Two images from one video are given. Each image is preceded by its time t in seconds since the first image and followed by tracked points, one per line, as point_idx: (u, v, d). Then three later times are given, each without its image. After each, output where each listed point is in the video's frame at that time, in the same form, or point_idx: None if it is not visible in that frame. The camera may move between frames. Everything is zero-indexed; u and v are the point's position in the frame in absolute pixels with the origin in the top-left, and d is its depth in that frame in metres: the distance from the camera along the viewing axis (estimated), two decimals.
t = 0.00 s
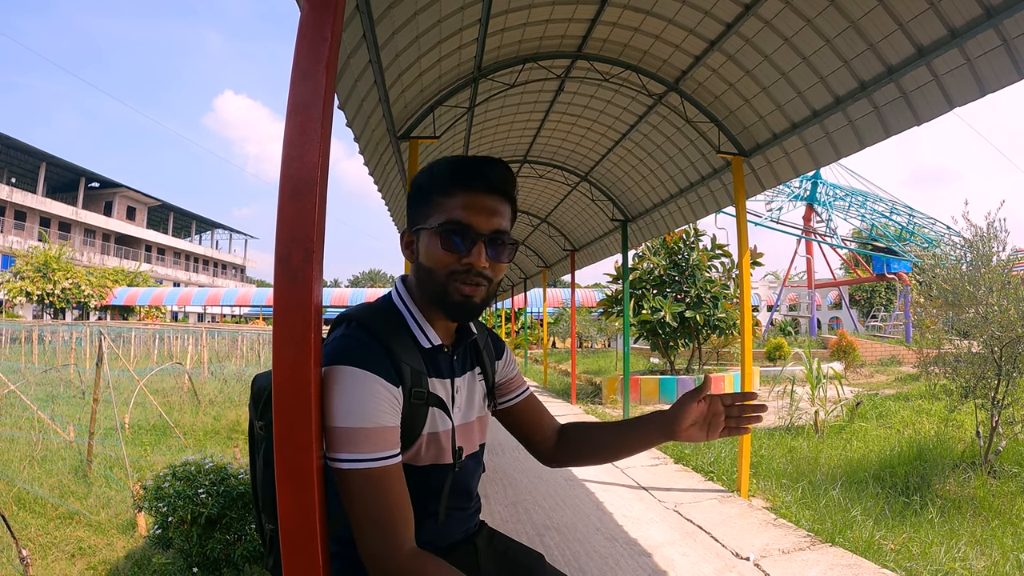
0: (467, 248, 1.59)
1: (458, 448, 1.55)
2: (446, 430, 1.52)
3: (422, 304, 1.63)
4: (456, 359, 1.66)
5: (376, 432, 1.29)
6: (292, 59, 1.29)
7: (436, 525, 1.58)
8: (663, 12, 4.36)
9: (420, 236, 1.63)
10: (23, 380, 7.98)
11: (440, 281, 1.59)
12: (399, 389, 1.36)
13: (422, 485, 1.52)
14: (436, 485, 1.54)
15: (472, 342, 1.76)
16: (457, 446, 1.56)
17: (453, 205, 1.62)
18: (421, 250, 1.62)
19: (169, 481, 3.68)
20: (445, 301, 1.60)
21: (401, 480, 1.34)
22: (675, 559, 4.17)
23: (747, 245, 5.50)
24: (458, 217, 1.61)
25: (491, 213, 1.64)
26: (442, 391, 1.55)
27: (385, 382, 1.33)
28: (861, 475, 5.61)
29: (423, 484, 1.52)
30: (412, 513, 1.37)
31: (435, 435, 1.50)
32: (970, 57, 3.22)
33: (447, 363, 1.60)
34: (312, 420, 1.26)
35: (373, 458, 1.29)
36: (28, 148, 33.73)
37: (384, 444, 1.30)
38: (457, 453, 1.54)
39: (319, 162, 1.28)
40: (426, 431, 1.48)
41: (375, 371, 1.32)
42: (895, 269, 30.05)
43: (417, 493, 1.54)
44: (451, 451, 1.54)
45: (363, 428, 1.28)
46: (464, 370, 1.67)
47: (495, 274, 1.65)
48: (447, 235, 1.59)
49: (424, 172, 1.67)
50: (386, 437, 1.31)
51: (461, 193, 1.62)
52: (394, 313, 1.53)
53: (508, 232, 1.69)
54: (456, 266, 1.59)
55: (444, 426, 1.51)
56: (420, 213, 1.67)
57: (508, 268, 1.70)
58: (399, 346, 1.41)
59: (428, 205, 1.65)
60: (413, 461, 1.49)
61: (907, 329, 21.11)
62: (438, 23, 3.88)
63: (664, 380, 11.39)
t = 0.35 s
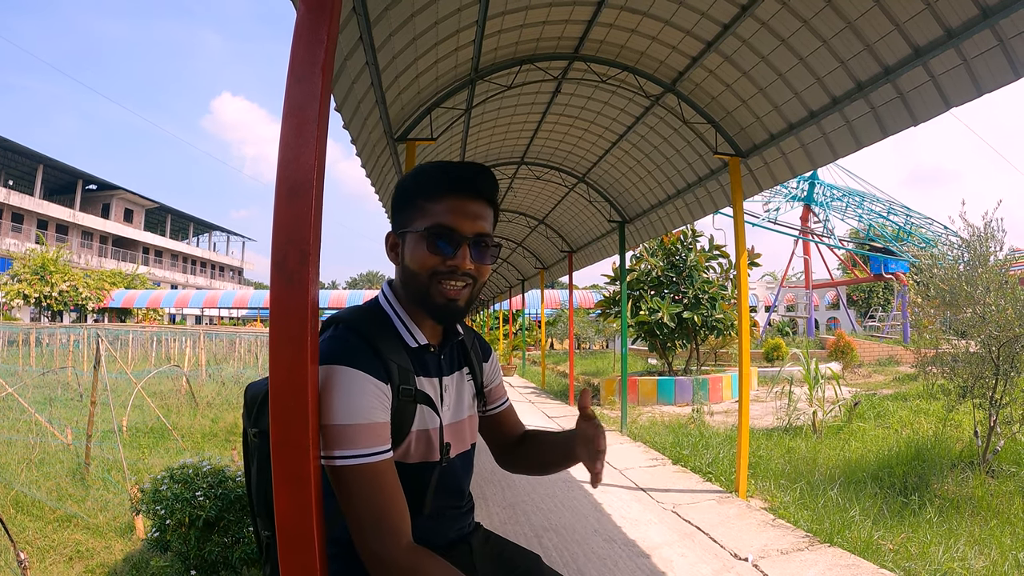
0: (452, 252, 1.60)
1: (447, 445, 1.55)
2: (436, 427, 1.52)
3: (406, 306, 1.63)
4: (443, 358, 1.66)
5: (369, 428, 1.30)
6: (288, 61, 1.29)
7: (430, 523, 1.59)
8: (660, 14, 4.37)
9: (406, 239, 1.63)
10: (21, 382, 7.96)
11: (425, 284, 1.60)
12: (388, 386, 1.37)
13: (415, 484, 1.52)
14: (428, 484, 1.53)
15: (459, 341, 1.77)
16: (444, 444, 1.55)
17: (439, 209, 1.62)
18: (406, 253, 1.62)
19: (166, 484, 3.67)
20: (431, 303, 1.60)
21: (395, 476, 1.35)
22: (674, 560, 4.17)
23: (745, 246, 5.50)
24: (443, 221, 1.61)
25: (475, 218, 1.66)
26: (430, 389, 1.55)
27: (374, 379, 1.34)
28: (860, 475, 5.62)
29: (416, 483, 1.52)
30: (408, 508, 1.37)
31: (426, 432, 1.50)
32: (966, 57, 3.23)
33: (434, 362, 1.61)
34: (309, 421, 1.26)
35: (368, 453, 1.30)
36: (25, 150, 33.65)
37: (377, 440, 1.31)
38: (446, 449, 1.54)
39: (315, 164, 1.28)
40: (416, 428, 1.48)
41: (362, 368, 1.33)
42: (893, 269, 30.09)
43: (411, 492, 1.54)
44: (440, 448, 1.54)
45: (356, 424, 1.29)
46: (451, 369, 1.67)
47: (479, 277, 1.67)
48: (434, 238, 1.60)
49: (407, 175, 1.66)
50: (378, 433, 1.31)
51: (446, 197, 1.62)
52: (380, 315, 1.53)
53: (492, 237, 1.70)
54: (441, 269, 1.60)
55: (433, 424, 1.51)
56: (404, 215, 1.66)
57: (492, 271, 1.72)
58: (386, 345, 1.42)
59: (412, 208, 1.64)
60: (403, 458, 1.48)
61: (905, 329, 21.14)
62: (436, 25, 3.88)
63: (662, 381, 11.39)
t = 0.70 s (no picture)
0: (453, 243, 1.61)
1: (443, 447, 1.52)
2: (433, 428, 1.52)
3: (408, 305, 1.62)
4: (443, 358, 1.66)
5: (371, 431, 1.30)
6: (289, 63, 1.29)
7: (431, 523, 1.59)
8: (660, 15, 4.37)
9: (403, 237, 1.63)
10: (21, 383, 7.97)
11: (427, 278, 1.60)
12: (389, 388, 1.36)
13: (413, 486, 1.52)
14: (426, 485, 1.53)
15: (458, 343, 1.77)
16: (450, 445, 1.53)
17: (436, 205, 1.63)
18: (406, 250, 1.62)
19: (167, 485, 3.67)
20: (435, 297, 1.60)
21: (395, 479, 1.34)
22: (673, 561, 4.17)
23: (745, 246, 5.50)
24: (440, 216, 1.63)
25: (472, 211, 1.67)
26: (431, 390, 1.55)
27: (377, 381, 1.33)
28: (860, 476, 5.62)
29: (414, 484, 1.52)
30: (407, 511, 1.38)
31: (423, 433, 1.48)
32: (966, 58, 3.23)
33: (434, 363, 1.60)
34: (309, 424, 1.26)
35: (369, 456, 1.29)
36: (25, 151, 33.63)
37: (378, 443, 1.31)
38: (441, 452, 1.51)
39: (315, 166, 1.28)
40: (416, 430, 1.46)
41: (364, 370, 1.33)
42: (893, 270, 30.10)
43: (411, 493, 1.54)
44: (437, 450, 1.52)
45: (357, 427, 1.29)
46: (452, 370, 1.67)
47: (480, 269, 1.68)
48: (433, 233, 1.61)
49: (400, 175, 1.67)
50: (380, 436, 1.31)
51: (442, 193, 1.64)
52: (381, 316, 1.53)
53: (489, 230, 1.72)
54: (443, 261, 1.60)
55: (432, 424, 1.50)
56: (400, 216, 1.66)
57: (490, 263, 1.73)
58: (386, 346, 1.41)
59: (408, 207, 1.65)
60: (402, 461, 1.46)
61: (904, 329, 21.12)
62: (435, 26, 3.88)
63: (662, 381, 11.40)
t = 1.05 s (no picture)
0: (455, 241, 1.60)
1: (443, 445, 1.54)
2: (436, 427, 1.52)
3: (411, 302, 1.63)
4: (445, 357, 1.66)
5: (374, 428, 1.30)
6: (293, 61, 1.29)
7: (432, 521, 1.59)
8: (663, 14, 4.36)
9: (407, 235, 1.64)
10: (23, 381, 7.99)
11: (430, 274, 1.60)
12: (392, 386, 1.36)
13: (415, 484, 1.52)
14: (427, 482, 1.54)
15: (460, 342, 1.77)
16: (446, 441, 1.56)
17: (438, 202, 1.63)
18: (409, 246, 1.62)
19: (169, 483, 3.68)
20: (436, 293, 1.60)
21: (397, 477, 1.35)
22: (675, 560, 4.17)
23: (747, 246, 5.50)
24: (443, 213, 1.62)
25: (474, 209, 1.66)
26: (434, 389, 1.55)
27: (380, 379, 1.34)
28: (861, 475, 5.62)
29: (417, 482, 1.52)
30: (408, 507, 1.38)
31: (425, 432, 1.49)
32: (969, 57, 3.22)
33: (436, 362, 1.60)
34: (311, 422, 1.26)
35: (371, 452, 1.29)
36: (27, 150, 33.66)
37: (381, 440, 1.31)
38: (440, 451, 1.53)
39: (318, 164, 1.28)
40: (417, 429, 1.47)
41: (369, 368, 1.33)
42: (895, 270, 30.04)
43: (413, 492, 1.54)
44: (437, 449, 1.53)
45: (359, 425, 1.29)
46: (454, 369, 1.67)
47: (482, 267, 1.67)
48: (434, 230, 1.60)
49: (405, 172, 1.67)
50: (384, 435, 1.31)
51: (444, 190, 1.63)
52: (384, 314, 1.53)
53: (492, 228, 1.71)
54: (445, 259, 1.60)
55: (434, 423, 1.51)
56: (404, 213, 1.67)
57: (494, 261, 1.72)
58: (389, 344, 1.42)
59: (412, 204, 1.65)
60: (403, 458, 1.47)
61: (906, 330, 21.09)
62: (438, 25, 3.88)
63: (664, 381, 11.40)
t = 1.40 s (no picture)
0: (449, 233, 1.60)
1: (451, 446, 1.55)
2: (444, 428, 1.52)
3: (415, 301, 1.64)
4: (453, 356, 1.66)
5: (378, 429, 1.30)
6: (292, 58, 1.29)
7: (435, 523, 1.59)
8: (662, 12, 4.36)
9: (403, 235, 1.64)
10: (23, 381, 7.99)
11: (430, 271, 1.60)
12: (398, 386, 1.37)
13: (420, 487, 1.52)
14: (433, 485, 1.53)
15: (470, 341, 1.78)
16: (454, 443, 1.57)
17: (430, 197, 1.63)
18: (406, 247, 1.63)
19: (169, 482, 3.68)
20: (439, 291, 1.60)
21: (399, 478, 1.34)
22: (675, 559, 4.17)
23: (747, 245, 5.49)
24: (435, 207, 1.62)
25: (466, 197, 1.66)
26: (441, 390, 1.55)
27: (386, 379, 1.34)
28: (862, 474, 5.61)
29: (423, 485, 1.52)
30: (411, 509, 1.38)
31: (433, 433, 1.49)
32: (969, 55, 3.22)
33: (444, 361, 1.60)
34: (311, 419, 1.26)
35: (375, 454, 1.29)
36: (27, 150, 33.66)
37: (385, 441, 1.31)
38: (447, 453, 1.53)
39: (318, 162, 1.28)
40: (424, 429, 1.47)
41: (373, 367, 1.33)
42: (895, 268, 30.03)
43: (415, 495, 1.54)
44: (446, 451, 1.54)
45: (361, 426, 1.29)
46: (462, 369, 1.67)
47: (482, 255, 1.66)
48: (429, 226, 1.60)
49: (393, 174, 1.68)
50: (388, 435, 1.32)
51: (433, 184, 1.63)
52: (389, 313, 1.53)
53: (486, 214, 1.70)
54: (442, 253, 1.60)
55: (441, 425, 1.51)
56: (398, 215, 1.67)
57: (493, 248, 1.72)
58: (395, 343, 1.41)
59: (403, 206, 1.66)
60: (408, 459, 1.48)
61: (906, 328, 21.08)
62: (437, 23, 3.87)
63: (664, 379, 11.40)
